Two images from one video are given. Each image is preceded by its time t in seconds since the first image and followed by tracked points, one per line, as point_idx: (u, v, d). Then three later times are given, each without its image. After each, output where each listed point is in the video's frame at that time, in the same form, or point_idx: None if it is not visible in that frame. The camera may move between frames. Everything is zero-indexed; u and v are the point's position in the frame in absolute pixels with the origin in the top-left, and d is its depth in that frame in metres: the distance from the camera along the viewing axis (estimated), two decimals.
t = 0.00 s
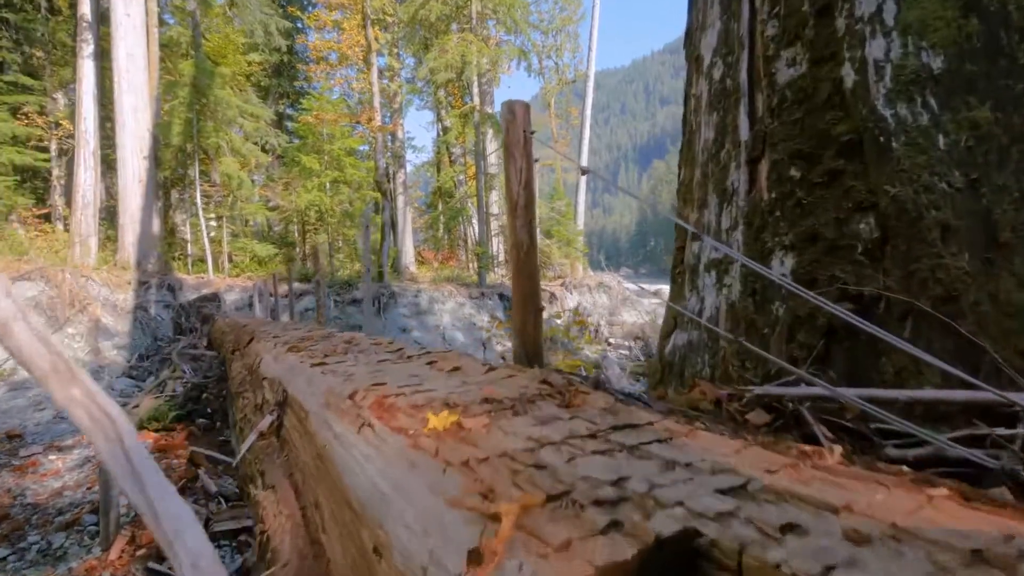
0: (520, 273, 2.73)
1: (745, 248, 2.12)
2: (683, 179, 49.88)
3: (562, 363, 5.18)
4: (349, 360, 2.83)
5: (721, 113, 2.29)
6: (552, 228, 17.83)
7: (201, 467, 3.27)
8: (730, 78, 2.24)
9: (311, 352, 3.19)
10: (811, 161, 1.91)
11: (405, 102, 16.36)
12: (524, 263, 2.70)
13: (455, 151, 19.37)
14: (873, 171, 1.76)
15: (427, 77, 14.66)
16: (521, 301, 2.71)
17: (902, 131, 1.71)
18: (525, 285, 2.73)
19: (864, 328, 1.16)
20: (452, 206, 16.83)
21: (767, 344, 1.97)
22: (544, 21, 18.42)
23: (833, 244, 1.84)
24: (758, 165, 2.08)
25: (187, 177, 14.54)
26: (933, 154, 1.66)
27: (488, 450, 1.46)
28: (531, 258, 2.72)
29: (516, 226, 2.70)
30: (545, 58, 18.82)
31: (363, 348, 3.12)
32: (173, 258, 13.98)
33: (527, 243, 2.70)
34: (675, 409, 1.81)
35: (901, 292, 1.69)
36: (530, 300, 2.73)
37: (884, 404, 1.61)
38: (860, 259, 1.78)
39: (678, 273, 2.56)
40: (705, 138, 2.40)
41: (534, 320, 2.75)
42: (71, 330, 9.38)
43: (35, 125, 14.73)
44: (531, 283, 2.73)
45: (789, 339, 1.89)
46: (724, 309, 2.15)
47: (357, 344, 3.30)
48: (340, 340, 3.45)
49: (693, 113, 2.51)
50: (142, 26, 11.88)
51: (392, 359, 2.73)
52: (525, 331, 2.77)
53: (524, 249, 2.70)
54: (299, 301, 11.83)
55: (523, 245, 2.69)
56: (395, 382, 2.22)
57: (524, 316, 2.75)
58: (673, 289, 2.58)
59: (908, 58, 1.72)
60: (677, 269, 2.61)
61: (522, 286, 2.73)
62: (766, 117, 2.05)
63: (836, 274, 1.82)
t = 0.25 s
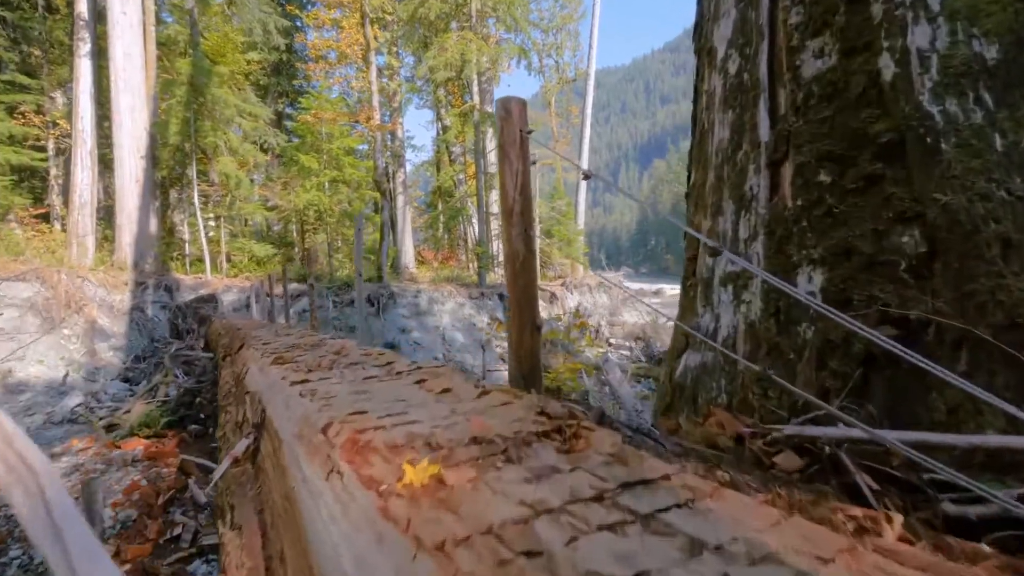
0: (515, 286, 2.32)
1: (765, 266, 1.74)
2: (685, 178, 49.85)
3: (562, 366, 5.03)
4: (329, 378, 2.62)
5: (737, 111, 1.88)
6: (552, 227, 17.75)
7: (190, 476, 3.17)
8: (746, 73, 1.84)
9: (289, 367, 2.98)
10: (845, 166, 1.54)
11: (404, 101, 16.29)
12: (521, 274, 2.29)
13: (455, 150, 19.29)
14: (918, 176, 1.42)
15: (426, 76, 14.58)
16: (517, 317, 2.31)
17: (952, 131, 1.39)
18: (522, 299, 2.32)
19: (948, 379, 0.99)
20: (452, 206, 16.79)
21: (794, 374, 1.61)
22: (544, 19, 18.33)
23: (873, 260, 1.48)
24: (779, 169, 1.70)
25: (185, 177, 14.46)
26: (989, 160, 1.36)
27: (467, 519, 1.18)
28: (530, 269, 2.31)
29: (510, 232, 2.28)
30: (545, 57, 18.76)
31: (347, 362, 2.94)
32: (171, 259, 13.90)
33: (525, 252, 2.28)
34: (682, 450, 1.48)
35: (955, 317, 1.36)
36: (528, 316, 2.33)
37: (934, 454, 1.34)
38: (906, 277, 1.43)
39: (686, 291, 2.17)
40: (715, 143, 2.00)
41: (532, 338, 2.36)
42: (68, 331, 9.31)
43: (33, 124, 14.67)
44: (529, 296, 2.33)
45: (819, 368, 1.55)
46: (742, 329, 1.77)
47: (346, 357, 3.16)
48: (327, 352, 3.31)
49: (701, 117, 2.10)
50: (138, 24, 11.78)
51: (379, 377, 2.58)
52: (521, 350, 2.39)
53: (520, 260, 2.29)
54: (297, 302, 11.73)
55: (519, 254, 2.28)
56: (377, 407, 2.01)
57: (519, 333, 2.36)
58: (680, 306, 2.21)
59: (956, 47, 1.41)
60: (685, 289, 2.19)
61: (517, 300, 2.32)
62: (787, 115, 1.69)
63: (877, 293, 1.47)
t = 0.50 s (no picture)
0: (509, 306, 1.99)
1: (789, 290, 1.48)
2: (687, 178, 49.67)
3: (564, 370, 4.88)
4: (314, 400, 2.50)
5: (754, 115, 1.63)
6: (553, 228, 17.67)
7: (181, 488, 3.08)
8: (767, 72, 1.58)
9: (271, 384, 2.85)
10: (883, 177, 1.31)
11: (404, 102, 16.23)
12: (517, 293, 1.96)
13: (455, 151, 19.19)
14: (971, 190, 1.18)
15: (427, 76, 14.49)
16: (512, 342, 1.98)
17: (1013, 138, 1.15)
18: (517, 322, 1.98)
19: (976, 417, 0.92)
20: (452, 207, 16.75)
21: (826, 417, 1.35)
22: (544, 19, 18.24)
23: (918, 288, 1.24)
24: (805, 180, 1.45)
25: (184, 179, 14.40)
26: None
27: None
28: (528, 288, 1.97)
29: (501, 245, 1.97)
30: (546, 57, 18.70)
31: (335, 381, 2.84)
32: (170, 260, 13.85)
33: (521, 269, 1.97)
34: (701, 512, 1.22)
35: None
36: (525, 341, 1.98)
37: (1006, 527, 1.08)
38: (956, 308, 1.18)
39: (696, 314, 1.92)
40: (727, 152, 1.74)
41: (531, 367, 2.00)
42: (65, 334, 9.24)
43: (31, 125, 14.61)
44: (526, 318, 1.98)
45: (854, 410, 1.30)
46: (763, 357, 1.53)
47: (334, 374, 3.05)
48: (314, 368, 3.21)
49: (715, 122, 1.84)
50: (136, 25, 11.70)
51: (368, 400, 2.47)
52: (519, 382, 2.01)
53: (515, 276, 1.96)
54: (297, 304, 11.64)
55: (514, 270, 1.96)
56: (357, 437, 1.87)
57: (515, 360, 2.00)
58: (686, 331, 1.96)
59: (1016, 41, 1.18)
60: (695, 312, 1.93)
61: (510, 322, 1.98)
62: (817, 118, 1.42)
63: (923, 325, 1.23)
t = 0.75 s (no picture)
0: (503, 330, 1.91)
1: (810, 328, 1.25)
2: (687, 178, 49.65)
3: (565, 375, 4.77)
4: (295, 425, 2.43)
5: (771, 126, 1.42)
6: (554, 229, 17.61)
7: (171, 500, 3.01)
8: (785, 77, 1.38)
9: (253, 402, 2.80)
10: (920, 198, 1.07)
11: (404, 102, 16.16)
12: (512, 316, 1.88)
13: (455, 151, 19.10)
14: None
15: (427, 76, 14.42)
16: (507, 368, 1.91)
17: None
18: (512, 346, 1.91)
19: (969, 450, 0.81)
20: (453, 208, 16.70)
21: (855, 469, 1.13)
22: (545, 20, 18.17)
23: (962, 325, 1.00)
24: (827, 196, 1.23)
25: (182, 180, 14.34)
26: None
27: None
28: (523, 310, 1.89)
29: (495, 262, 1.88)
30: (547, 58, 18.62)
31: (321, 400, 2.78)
32: (169, 262, 13.80)
33: (516, 289, 1.88)
34: None
35: None
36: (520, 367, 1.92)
37: None
38: (1008, 351, 0.95)
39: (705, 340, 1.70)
40: (742, 165, 1.53)
41: (526, 395, 1.92)
42: (62, 336, 9.18)
43: (29, 125, 14.55)
44: (522, 342, 1.91)
45: (888, 460, 1.08)
46: (782, 393, 1.31)
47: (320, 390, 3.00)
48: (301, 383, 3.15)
49: (726, 131, 1.65)
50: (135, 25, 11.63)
51: (352, 424, 2.41)
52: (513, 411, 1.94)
53: (510, 297, 1.88)
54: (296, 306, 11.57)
55: (509, 291, 1.88)
56: (336, 479, 1.79)
57: (510, 387, 1.93)
58: (696, 356, 1.75)
59: None
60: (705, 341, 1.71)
61: (505, 346, 1.91)
62: (844, 128, 1.20)
63: (968, 368, 0.99)
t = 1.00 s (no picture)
0: (495, 361, 1.75)
1: (837, 366, 0.78)
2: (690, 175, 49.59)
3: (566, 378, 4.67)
4: (276, 452, 2.37)
5: (790, 132, 0.91)
6: (556, 228, 17.54)
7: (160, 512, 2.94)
8: (807, 81, 0.87)
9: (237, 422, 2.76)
10: (982, 206, 0.63)
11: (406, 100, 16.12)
12: (504, 344, 1.73)
13: (457, 149, 19.02)
14: None
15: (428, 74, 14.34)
16: (500, 402, 1.74)
17: None
18: (505, 379, 1.74)
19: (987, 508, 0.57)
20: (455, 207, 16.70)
21: (894, 545, 0.68)
22: (547, 17, 18.07)
23: None
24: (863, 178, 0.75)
25: (183, 178, 14.28)
26: None
27: None
28: (517, 337, 1.75)
29: (487, 284, 1.74)
30: (548, 55, 18.54)
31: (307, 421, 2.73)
32: (169, 261, 13.76)
33: (509, 314, 1.74)
34: None
35: None
36: (513, 402, 1.74)
37: None
38: None
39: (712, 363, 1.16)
40: (753, 184, 1.02)
41: (521, 434, 1.74)
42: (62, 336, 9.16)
43: (30, 124, 14.52)
44: (515, 374, 1.74)
45: (938, 537, 0.63)
46: (805, 439, 0.83)
47: (308, 408, 2.97)
48: (290, 400, 3.11)
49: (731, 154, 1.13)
50: (133, 23, 11.53)
51: (337, 450, 2.37)
52: (506, 451, 1.76)
53: (503, 323, 1.74)
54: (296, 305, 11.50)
55: (502, 316, 1.73)
56: (312, 526, 1.72)
57: (503, 424, 1.75)
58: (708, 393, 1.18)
59: None
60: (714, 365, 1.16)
61: (496, 379, 1.75)
62: (882, 136, 0.73)
63: None
